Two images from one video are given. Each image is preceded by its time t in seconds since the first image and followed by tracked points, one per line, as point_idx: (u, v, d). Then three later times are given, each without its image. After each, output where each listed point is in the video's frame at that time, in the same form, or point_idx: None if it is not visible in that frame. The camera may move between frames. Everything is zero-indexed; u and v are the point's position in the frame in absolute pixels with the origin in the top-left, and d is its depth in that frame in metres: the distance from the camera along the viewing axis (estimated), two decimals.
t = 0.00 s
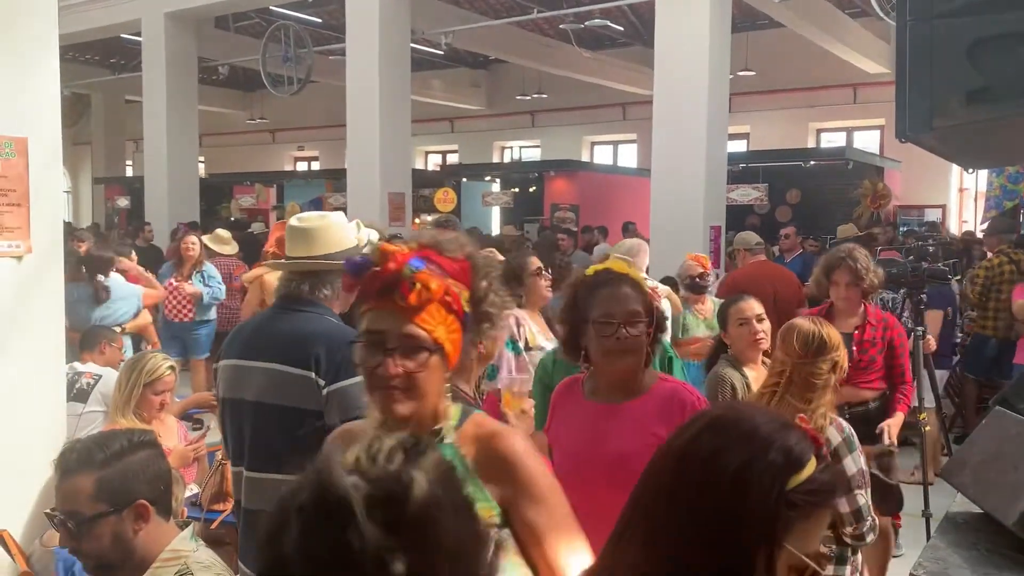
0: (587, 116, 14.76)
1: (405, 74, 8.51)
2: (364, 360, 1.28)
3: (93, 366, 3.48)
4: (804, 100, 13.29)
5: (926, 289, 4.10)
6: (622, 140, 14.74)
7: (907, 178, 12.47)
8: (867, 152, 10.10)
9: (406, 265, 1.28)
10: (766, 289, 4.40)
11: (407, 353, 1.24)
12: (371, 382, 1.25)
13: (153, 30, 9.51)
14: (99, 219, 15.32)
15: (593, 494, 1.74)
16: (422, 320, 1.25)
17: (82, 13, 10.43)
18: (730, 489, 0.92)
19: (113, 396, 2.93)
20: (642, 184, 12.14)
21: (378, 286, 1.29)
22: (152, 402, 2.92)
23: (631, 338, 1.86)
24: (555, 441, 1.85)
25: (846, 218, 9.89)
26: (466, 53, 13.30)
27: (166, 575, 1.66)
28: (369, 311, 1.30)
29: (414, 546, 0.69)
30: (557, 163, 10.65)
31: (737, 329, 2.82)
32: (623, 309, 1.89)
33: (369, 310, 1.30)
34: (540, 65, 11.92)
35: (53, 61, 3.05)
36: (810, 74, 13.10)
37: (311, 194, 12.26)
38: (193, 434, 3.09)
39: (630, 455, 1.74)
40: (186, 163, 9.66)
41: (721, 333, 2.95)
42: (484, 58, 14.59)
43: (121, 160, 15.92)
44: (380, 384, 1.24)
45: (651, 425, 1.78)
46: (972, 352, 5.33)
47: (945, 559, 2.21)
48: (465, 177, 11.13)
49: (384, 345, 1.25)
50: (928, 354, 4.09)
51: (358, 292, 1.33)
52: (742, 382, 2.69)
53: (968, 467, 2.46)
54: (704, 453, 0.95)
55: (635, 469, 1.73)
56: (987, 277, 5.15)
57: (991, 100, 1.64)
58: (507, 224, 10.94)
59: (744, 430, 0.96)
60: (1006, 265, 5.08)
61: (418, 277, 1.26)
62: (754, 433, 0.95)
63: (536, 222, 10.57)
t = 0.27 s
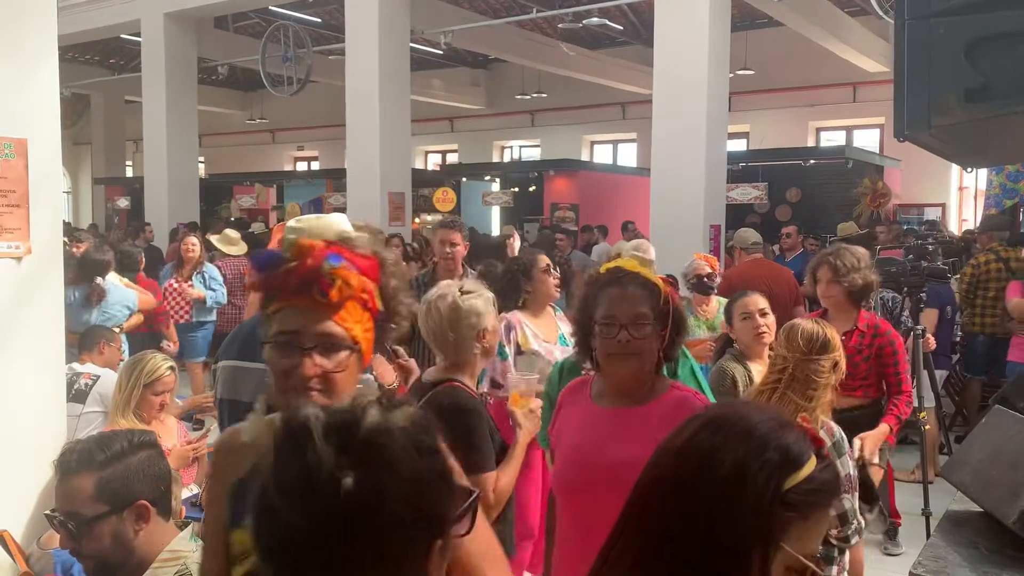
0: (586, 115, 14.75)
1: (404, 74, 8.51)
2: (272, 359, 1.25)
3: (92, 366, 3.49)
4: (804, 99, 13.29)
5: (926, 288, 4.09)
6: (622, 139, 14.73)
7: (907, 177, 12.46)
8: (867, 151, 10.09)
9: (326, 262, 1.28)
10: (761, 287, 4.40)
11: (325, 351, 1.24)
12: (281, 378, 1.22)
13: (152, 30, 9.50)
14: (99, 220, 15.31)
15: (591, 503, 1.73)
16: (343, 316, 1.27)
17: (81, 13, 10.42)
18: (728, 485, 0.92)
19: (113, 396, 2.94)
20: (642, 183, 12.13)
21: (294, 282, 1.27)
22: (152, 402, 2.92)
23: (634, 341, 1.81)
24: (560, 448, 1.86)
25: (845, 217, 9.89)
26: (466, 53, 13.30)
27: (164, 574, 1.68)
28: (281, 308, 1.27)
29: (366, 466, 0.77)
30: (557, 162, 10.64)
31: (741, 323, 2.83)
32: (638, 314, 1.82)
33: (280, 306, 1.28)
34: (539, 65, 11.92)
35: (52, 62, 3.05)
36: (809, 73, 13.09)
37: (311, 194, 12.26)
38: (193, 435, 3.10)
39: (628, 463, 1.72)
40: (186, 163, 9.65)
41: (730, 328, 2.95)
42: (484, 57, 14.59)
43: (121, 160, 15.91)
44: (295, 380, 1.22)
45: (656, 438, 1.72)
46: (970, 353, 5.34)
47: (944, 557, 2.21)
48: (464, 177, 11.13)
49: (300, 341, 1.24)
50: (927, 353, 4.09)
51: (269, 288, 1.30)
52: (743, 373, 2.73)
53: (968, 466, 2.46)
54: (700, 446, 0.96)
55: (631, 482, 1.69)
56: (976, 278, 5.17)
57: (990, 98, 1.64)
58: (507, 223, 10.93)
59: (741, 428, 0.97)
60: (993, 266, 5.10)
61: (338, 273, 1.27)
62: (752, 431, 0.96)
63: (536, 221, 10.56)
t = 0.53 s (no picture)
0: (587, 113, 14.75)
1: (404, 72, 8.51)
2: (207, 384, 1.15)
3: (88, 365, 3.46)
4: (804, 97, 13.28)
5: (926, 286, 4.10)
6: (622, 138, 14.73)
7: (907, 174, 12.46)
8: (867, 149, 10.09)
9: (258, 287, 1.13)
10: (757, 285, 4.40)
11: (264, 377, 1.14)
12: (219, 406, 1.13)
13: (152, 29, 9.51)
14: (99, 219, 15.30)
15: (579, 518, 1.69)
16: (281, 342, 1.15)
17: (82, 13, 10.43)
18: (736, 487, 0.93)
19: (115, 395, 2.96)
20: (642, 182, 12.13)
21: (223, 305, 1.13)
22: (153, 400, 2.92)
23: (618, 355, 1.71)
24: (552, 451, 1.81)
25: (845, 215, 9.89)
26: (466, 51, 13.29)
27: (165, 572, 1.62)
28: (211, 331, 1.14)
29: (399, 438, 0.91)
30: (557, 160, 10.63)
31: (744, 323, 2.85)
32: (616, 325, 1.73)
33: (208, 330, 1.14)
34: (540, 63, 11.91)
35: (53, 60, 3.05)
36: (809, 71, 13.09)
37: (311, 193, 12.27)
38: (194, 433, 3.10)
39: (627, 479, 1.65)
40: (186, 162, 9.66)
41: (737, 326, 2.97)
42: (484, 56, 14.58)
43: (121, 160, 15.91)
44: (234, 410, 1.13)
45: (651, 455, 1.64)
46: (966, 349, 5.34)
47: (944, 554, 2.21)
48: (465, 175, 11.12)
49: (236, 370, 1.13)
50: (926, 351, 4.10)
51: (195, 309, 1.16)
52: (741, 374, 2.72)
53: (969, 463, 2.46)
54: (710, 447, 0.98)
55: (626, 502, 1.63)
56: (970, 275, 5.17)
57: (988, 95, 1.65)
58: (507, 222, 10.92)
59: (756, 431, 0.98)
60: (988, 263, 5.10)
61: (274, 298, 1.13)
62: (766, 435, 0.97)
63: (536, 220, 10.56)
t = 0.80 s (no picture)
0: (587, 112, 14.74)
1: (404, 71, 8.51)
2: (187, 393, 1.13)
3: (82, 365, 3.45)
4: (805, 96, 13.27)
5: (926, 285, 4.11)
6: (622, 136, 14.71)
7: (908, 173, 12.44)
8: (867, 147, 10.08)
9: (241, 297, 1.12)
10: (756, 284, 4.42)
11: (246, 387, 1.13)
12: (201, 414, 1.11)
13: (152, 28, 9.51)
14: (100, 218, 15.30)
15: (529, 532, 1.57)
16: (264, 349, 1.14)
17: (82, 12, 10.43)
18: (740, 463, 1.05)
19: (116, 394, 2.94)
20: (643, 180, 12.13)
21: (203, 316, 1.11)
22: (154, 399, 2.89)
23: (564, 358, 1.58)
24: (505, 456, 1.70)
25: (846, 214, 9.87)
26: (466, 50, 13.29)
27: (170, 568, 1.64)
28: (187, 341, 1.12)
29: (451, 430, 0.93)
30: (557, 159, 10.63)
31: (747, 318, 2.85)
32: (560, 327, 1.59)
33: (185, 339, 1.12)
34: (540, 62, 11.91)
35: (52, 59, 3.06)
36: (810, 70, 13.08)
37: (312, 192, 12.28)
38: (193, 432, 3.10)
39: (574, 490, 1.54)
40: (186, 161, 9.66)
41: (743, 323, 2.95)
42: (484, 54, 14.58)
43: (121, 159, 15.91)
44: (216, 418, 1.11)
45: (601, 464, 1.53)
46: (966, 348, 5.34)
47: (943, 553, 2.21)
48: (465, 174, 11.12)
49: (218, 380, 1.12)
50: (927, 348, 4.10)
51: (167, 318, 1.13)
52: (742, 372, 2.74)
53: (968, 461, 2.46)
54: (723, 431, 1.09)
55: (575, 508, 1.53)
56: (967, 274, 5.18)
57: (986, 94, 1.65)
58: (507, 220, 10.92)
59: (762, 414, 1.09)
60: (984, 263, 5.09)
61: (257, 307, 1.12)
62: (773, 415, 1.08)
63: (536, 218, 10.56)
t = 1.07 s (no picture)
0: (586, 111, 14.75)
1: (404, 70, 8.51)
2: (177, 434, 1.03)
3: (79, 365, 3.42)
4: (804, 95, 13.28)
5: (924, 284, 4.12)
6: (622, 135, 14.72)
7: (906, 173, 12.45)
8: (866, 146, 10.09)
9: (255, 362, 1.02)
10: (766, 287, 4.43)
11: (246, 441, 1.04)
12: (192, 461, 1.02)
13: (152, 27, 9.51)
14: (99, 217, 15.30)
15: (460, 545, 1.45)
16: (268, 408, 1.05)
17: (82, 11, 10.43)
18: (752, 462, 1.08)
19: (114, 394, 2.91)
20: (642, 180, 12.13)
21: (214, 383, 1.00)
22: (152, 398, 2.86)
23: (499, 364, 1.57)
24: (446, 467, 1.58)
25: (845, 213, 9.88)
26: (465, 49, 13.29)
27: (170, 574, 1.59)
28: (187, 398, 1.01)
29: (492, 414, 0.95)
30: (556, 158, 10.63)
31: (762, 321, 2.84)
32: (498, 335, 1.58)
33: (185, 397, 1.01)
34: (539, 61, 11.91)
35: (52, 59, 3.06)
36: (809, 69, 13.09)
37: (311, 190, 12.29)
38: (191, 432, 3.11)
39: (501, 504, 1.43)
40: (186, 160, 9.65)
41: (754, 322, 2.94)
42: (483, 54, 14.58)
43: (121, 157, 15.91)
44: (213, 471, 1.02)
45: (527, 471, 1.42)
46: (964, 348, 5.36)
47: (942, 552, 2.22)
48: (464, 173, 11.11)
49: (217, 436, 1.02)
50: (926, 347, 4.11)
51: (161, 369, 1.01)
52: (750, 373, 2.74)
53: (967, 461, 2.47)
54: (737, 434, 1.12)
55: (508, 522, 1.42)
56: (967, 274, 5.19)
57: (985, 93, 1.65)
58: (507, 220, 10.92)
59: (781, 417, 1.12)
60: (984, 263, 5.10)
61: (270, 371, 1.03)
62: (788, 418, 1.11)
63: (535, 217, 10.56)
